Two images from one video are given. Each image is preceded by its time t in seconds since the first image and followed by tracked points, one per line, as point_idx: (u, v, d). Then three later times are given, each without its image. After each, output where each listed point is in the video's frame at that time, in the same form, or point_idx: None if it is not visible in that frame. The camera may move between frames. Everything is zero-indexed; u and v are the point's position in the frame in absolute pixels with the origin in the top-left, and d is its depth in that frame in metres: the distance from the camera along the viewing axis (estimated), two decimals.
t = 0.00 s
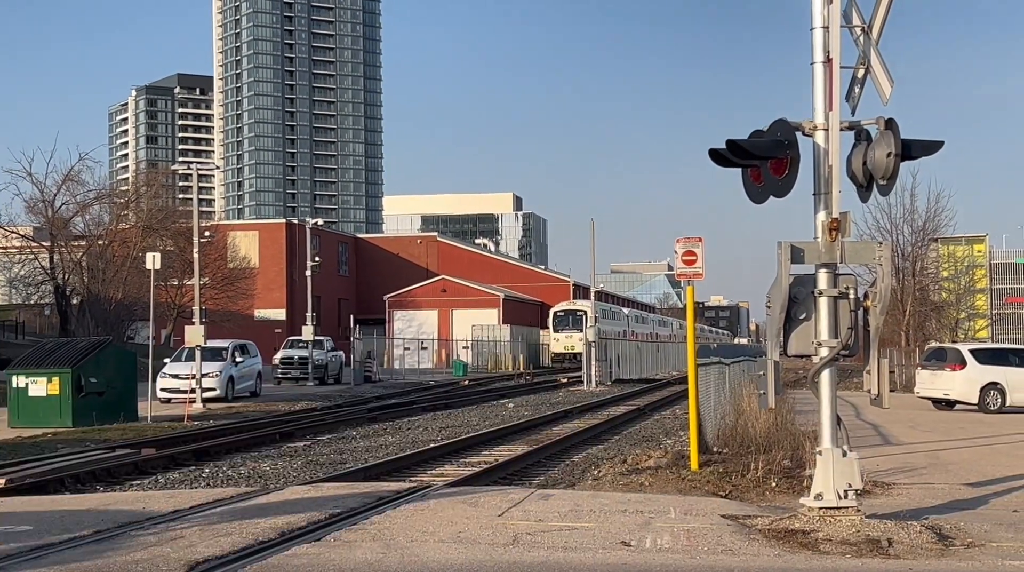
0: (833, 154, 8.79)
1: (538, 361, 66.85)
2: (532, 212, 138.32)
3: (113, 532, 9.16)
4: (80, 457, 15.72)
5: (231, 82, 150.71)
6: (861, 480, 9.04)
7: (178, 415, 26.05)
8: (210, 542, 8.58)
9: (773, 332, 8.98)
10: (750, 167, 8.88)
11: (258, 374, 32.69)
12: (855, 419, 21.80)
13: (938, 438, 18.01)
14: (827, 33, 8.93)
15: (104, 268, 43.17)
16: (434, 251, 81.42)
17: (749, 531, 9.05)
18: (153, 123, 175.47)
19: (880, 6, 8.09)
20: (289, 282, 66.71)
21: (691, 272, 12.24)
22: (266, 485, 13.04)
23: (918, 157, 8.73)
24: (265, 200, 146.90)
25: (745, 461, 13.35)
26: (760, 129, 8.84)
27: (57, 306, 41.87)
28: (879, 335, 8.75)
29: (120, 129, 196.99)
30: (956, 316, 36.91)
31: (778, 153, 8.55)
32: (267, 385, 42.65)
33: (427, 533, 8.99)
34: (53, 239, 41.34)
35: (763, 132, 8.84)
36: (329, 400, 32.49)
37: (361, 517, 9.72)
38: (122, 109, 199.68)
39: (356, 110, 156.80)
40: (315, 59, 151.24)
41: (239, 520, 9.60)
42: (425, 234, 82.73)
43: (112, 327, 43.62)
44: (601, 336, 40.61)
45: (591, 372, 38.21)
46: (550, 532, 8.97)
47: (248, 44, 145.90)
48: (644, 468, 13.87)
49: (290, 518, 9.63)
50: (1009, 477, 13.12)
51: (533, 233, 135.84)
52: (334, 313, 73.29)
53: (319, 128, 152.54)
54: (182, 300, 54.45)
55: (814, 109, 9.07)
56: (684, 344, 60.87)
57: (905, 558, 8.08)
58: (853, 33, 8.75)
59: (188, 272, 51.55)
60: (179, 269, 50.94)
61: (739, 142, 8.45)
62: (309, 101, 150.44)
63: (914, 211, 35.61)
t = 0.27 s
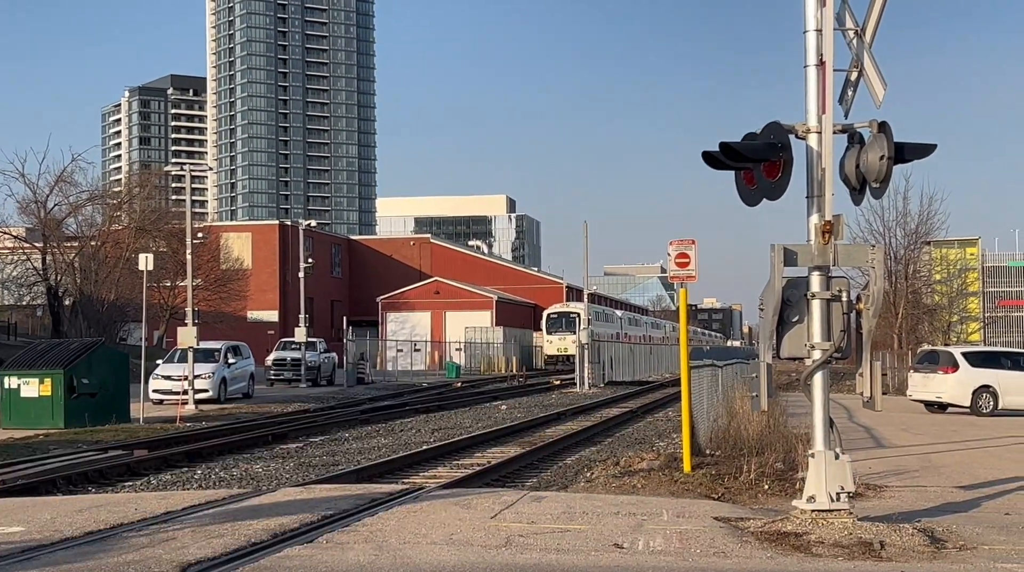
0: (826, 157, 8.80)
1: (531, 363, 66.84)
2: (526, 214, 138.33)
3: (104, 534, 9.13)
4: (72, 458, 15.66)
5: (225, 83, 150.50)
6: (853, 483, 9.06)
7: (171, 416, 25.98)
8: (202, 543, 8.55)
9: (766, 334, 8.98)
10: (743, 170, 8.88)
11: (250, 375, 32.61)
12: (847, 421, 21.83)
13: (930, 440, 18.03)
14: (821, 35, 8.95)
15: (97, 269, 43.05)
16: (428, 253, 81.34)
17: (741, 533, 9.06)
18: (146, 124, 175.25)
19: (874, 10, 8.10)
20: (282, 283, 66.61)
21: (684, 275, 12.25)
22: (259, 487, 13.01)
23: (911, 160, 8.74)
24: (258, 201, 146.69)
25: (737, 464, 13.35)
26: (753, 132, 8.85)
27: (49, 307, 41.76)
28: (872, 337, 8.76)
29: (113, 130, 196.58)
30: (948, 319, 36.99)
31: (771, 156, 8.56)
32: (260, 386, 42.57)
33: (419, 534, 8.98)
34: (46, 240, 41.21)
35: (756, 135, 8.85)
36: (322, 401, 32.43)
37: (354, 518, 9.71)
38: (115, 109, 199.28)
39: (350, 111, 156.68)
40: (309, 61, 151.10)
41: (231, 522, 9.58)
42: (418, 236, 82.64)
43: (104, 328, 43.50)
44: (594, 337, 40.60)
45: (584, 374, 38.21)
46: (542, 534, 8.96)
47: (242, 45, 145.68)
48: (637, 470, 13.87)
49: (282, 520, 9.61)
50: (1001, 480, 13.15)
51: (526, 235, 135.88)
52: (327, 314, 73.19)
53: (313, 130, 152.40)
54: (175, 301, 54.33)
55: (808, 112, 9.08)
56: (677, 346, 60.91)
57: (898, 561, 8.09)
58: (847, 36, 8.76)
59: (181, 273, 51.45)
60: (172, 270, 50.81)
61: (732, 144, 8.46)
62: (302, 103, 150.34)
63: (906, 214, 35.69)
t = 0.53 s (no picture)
0: (819, 158, 8.80)
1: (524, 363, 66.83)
2: (519, 214, 138.33)
3: (95, 534, 9.10)
4: (63, 458, 15.58)
5: (217, 83, 150.16)
6: (844, 483, 9.08)
7: (163, 416, 25.87)
8: (194, 543, 8.53)
9: (758, 335, 9.00)
10: (736, 171, 8.87)
11: (242, 375, 32.51)
12: (839, 422, 21.85)
13: (922, 442, 18.07)
14: (814, 37, 8.96)
15: (89, 268, 42.93)
16: (420, 253, 81.24)
17: (733, 534, 9.05)
18: (139, 123, 174.83)
19: (866, 11, 8.11)
20: (275, 283, 66.47)
21: (677, 275, 12.27)
22: (251, 487, 12.97)
23: (904, 161, 8.76)
24: (251, 201, 146.37)
25: (729, 464, 13.36)
26: (746, 133, 8.86)
27: (41, 307, 41.65)
28: (864, 339, 8.76)
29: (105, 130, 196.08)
30: (941, 320, 37.09)
31: (764, 157, 8.57)
32: (252, 386, 42.46)
33: (410, 535, 8.97)
34: (38, 239, 41.06)
35: (749, 135, 8.85)
36: (314, 401, 32.35)
37: (346, 519, 9.70)
38: (108, 108, 198.59)
39: (343, 111, 156.47)
40: (302, 60, 150.88)
41: (223, 522, 9.55)
42: (411, 236, 82.52)
43: (96, 328, 43.34)
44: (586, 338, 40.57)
45: (576, 374, 38.18)
46: (534, 535, 8.96)
47: (235, 44, 145.42)
48: (629, 471, 13.88)
49: (274, 520, 9.58)
50: (992, 481, 13.19)
51: (519, 236, 135.86)
52: (319, 314, 73.05)
53: (306, 129, 152.17)
54: (167, 301, 54.19)
55: (800, 113, 9.09)
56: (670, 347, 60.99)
57: (890, 562, 8.09)
58: (840, 37, 8.77)
59: (174, 273, 51.27)
60: (164, 270, 50.64)
61: (724, 145, 8.46)
62: (296, 102, 150.14)
63: (899, 215, 35.78)
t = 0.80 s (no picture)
0: (811, 157, 8.81)
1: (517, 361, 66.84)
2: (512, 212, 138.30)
3: (87, 531, 9.07)
4: (54, 455, 15.54)
5: (210, 80, 149.85)
6: (837, 482, 9.09)
7: (155, 413, 25.83)
8: (186, 541, 8.52)
9: (751, 334, 9.01)
10: (729, 170, 8.88)
11: (235, 372, 32.46)
12: (831, 421, 21.88)
13: (915, 440, 18.10)
14: (807, 35, 8.96)
15: (81, 265, 42.79)
16: (414, 251, 81.17)
17: (725, 532, 9.07)
18: (131, 120, 174.39)
19: (859, 10, 8.12)
20: (268, 280, 66.37)
21: (670, 274, 12.26)
22: (243, 485, 12.95)
23: (896, 160, 8.77)
24: (244, 198, 146.14)
25: (722, 462, 13.37)
26: (739, 132, 8.86)
27: (33, 304, 41.56)
28: (856, 337, 8.79)
29: (98, 127, 195.71)
30: (933, 319, 37.18)
31: (757, 155, 8.58)
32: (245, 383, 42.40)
33: (403, 532, 8.96)
34: (30, 235, 40.93)
35: (742, 134, 8.85)
36: (307, 399, 32.30)
37: (338, 516, 9.69)
38: (100, 105, 198.16)
39: (337, 108, 156.23)
40: (295, 57, 150.60)
41: (215, 519, 9.53)
42: (404, 234, 82.45)
43: (89, 325, 43.23)
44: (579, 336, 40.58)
45: (569, 372, 38.19)
46: (527, 533, 8.95)
47: (228, 41, 145.09)
48: (622, 469, 13.89)
49: (267, 518, 9.56)
50: (984, 480, 13.23)
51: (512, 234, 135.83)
52: (312, 311, 72.97)
53: (299, 127, 151.93)
54: (160, 298, 54.08)
55: (793, 112, 9.10)
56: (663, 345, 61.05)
57: (881, 560, 8.12)
58: (833, 36, 8.78)
59: (166, 270, 51.12)
60: (157, 267, 50.49)
61: (718, 144, 8.46)
62: (289, 99, 149.87)
63: (891, 214, 35.85)
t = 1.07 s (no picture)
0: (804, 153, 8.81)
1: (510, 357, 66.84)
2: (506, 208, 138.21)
3: (79, 526, 9.04)
4: (46, 450, 15.49)
5: (204, 75, 149.45)
6: (829, 478, 9.11)
7: (147, 409, 25.77)
8: (178, 536, 8.50)
9: (744, 330, 9.02)
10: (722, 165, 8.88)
11: (228, 368, 32.40)
12: (824, 417, 21.91)
13: (907, 436, 18.15)
14: (800, 32, 8.96)
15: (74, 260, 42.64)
16: (407, 247, 81.08)
17: (717, 528, 9.08)
18: (125, 115, 174.00)
19: (853, 7, 8.12)
20: (261, 276, 66.24)
21: (663, 270, 12.25)
22: (235, 480, 12.93)
23: (889, 157, 8.78)
24: (237, 193, 145.83)
25: (714, 459, 13.38)
26: (732, 128, 8.86)
27: (26, 299, 41.49)
28: (849, 334, 8.79)
29: (91, 122, 195.21)
30: (926, 316, 37.26)
31: (750, 152, 8.57)
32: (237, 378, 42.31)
33: (395, 528, 8.95)
34: (23, 230, 40.78)
35: (735, 131, 8.85)
36: (299, 394, 32.25)
37: (331, 512, 9.68)
38: (93, 100, 197.59)
39: (330, 103, 155.91)
40: (289, 52, 150.23)
41: (207, 515, 9.51)
42: (397, 229, 82.35)
43: (81, 320, 43.10)
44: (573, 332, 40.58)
45: (563, 368, 38.19)
46: (519, 529, 8.95)
47: (221, 36, 144.68)
48: (614, 465, 13.89)
49: (259, 514, 9.54)
50: (976, 476, 13.26)
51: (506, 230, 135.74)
52: (305, 307, 72.85)
53: (292, 122, 151.59)
54: (153, 293, 53.93)
55: (786, 108, 9.10)
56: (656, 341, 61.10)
57: (873, 556, 8.14)
58: (826, 32, 8.78)
59: (159, 265, 50.95)
60: (150, 263, 50.32)
61: (711, 140, 8.45)
62: (282, 95, 149.59)
63: (885, 211, 35.90)
